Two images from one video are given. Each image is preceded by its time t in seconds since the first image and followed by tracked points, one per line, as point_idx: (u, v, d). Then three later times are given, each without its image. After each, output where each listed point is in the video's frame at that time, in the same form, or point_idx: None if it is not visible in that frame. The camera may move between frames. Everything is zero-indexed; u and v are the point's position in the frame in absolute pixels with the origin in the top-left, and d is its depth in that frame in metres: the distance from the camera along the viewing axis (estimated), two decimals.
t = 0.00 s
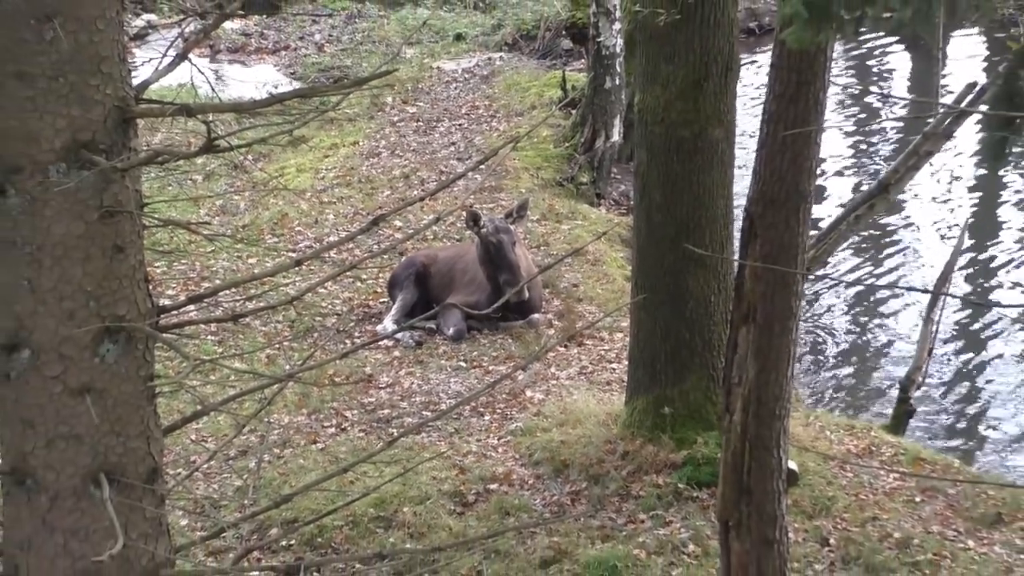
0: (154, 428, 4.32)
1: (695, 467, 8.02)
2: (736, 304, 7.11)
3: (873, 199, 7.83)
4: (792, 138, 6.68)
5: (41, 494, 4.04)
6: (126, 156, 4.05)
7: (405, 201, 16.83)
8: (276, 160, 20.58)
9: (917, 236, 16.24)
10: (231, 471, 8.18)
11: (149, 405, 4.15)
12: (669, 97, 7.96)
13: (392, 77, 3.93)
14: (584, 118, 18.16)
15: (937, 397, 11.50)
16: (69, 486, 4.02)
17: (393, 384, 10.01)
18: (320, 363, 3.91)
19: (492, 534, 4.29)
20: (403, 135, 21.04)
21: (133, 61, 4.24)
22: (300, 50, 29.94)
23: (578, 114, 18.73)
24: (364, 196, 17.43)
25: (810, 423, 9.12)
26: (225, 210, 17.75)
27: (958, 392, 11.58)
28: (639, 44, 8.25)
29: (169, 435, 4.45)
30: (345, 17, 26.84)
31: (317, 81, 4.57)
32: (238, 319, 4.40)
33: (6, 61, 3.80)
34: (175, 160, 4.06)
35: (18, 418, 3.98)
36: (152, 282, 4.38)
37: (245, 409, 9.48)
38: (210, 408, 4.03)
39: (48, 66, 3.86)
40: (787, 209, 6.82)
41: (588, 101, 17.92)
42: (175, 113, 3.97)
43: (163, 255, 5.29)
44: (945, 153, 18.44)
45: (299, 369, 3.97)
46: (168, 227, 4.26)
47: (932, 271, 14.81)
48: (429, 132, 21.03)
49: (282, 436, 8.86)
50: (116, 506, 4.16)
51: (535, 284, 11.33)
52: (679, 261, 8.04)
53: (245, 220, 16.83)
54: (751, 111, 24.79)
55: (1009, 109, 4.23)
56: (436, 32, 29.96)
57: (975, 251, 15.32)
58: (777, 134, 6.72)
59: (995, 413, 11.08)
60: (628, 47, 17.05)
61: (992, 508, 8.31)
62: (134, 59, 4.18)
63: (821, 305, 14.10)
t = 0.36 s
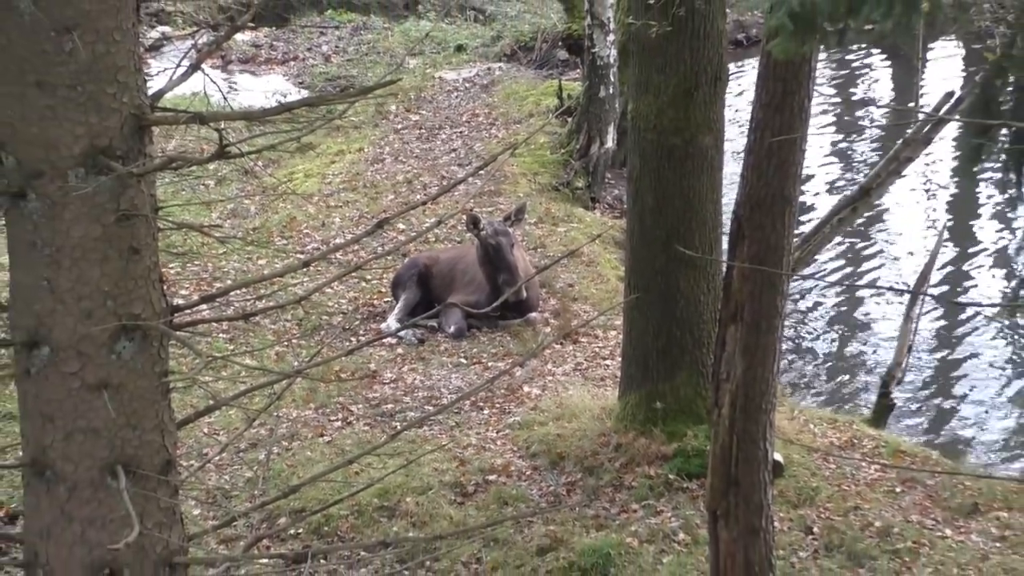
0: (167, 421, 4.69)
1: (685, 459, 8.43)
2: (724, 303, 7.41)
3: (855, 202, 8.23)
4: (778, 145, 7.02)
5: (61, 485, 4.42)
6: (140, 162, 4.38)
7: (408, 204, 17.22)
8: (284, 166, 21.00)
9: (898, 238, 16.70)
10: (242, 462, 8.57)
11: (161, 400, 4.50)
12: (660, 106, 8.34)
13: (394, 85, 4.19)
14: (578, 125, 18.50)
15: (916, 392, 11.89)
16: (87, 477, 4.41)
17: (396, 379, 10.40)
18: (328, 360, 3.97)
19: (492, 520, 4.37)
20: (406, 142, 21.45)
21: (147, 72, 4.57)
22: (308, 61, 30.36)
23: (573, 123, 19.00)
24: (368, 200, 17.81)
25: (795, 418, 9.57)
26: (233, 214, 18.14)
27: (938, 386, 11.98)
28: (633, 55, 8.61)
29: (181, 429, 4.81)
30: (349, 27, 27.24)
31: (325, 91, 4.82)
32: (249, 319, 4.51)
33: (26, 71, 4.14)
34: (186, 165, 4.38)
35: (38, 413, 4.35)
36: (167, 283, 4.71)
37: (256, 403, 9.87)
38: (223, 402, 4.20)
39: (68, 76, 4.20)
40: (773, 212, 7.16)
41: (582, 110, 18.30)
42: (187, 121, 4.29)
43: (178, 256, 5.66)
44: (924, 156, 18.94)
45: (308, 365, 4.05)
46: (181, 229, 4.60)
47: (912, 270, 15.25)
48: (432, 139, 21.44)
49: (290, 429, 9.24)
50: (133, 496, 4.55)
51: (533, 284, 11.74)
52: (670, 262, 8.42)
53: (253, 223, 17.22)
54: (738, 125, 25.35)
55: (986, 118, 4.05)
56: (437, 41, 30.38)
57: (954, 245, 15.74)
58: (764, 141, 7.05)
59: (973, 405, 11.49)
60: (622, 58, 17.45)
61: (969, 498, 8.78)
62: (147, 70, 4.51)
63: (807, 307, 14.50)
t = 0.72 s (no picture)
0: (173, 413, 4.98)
1: (668, 450, 8.87)
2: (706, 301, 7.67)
3: (831, 205, 8.64)
4: (757, 149, 7.33)
5: (72, 475, 4.72)
6: (148, 166, 4.67)
7: (404, 207, 17.63)
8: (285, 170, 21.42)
9: (871, 241, 17.19)
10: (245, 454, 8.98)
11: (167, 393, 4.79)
12: (644, 113, 8.73)
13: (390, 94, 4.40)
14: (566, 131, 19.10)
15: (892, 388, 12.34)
16: (97, 469, 4.70)
17: (393, 374, 10.80)
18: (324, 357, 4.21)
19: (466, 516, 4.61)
20: (402, 147, 21.87)
21: (154, 79, 4.86)
22: (307, 69, 30.77)
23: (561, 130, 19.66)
24: (366, 202, 18.22)
25: (772, 411, 10.05)
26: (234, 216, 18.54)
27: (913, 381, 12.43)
28: (619, 64, 9.00)
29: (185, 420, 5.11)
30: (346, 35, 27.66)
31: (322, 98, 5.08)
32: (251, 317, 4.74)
33: (40, 79, 4.46)
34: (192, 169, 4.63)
35: (50, 407, 4.64)
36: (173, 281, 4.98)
37: (258, 397, 10.27)
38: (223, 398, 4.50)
39: (79, 84, 4.50)
40: (753, 214, 7.45)
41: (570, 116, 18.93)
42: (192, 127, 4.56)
43: (182, 256, 6.01)
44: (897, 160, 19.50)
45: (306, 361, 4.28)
46: (186, 231, 4.89)
47: (885, 271, 15.75)
48: (427, 144, 21.86)
49: (291, 421, 9.65)
50: (141, 486, 4.85)
51: (523, 283, 12.18)
52: (654, 262, 8.82)
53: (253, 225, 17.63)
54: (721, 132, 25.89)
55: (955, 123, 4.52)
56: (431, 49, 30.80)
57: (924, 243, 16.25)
58: (744, 146, 7.38)
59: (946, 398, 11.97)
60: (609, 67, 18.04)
61: (939, 487, 9.28)
62: (154, 77, 4.80)
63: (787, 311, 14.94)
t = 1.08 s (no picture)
0: (183, 405, 5.03)
1: (655, 440, 9.32)
2: (691, 298, 7.84)
3: (811, 207, 9.06)
4: (740, 153, 7.53)
5: (84, 465, 4.78)
6: (158, 169, 4.69)
7: (402, 208, 18.06)
8: (288, 174, 21.83)
9: (854, 241, 17.73)
10: (252, 444, 9.40)
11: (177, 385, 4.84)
12: (632, 120, 9.15)
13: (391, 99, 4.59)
14: (557, 135, 19.64)
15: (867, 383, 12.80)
16: (110, 457, 4.76)
17: (392, 367, 11.22)
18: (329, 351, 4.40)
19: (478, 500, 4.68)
20: (400, 150, 22.31)
21: (167, 88, 4.88)
22: (311, 77, 31.22)
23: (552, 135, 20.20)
24: (366, 204, 18.64)
25: (754, 404, 10.53)
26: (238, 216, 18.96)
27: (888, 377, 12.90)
28: (608, 72, 9.42)
29: (195, 409, 5.14)
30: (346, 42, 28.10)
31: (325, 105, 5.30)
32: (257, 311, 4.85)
33: (54, 87, 4.50)
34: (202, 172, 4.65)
35: (64, 398, 4.70)
36: (182, 280, 5.03)
37: (263, 389, 10.69)
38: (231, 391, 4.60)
39: (91, 91, 4.52)
40: (736, 215, 7.64)
41: (561, 122, 19.48)
42: (201, 132, 4.57)
43: (190, 256, 6.39)
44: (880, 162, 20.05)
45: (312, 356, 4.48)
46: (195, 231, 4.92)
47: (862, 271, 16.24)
48: (425, 147, 22.30)
49: (295, 413, 10.07)
50: (153, 475, 4.89)
51: (517, 281, 12.60)
52: (642, 261, 9.26)
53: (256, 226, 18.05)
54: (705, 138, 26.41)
55: (930, 128, 5.00)
56: (427, 57, 31.17)
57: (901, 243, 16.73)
58: (728, 149, 7.57)
59: (919, 393, 12.46)
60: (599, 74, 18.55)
61: (914, 476, 9.77)
62: (165, 85, 4.81)
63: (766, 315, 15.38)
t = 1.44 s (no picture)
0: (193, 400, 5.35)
1: (646, 432, 9.76)
2: (680, 295, 8.05)
3: (794, 209, 9.48)
4: (728, 156, 7.74)
5: (100, 456, 5.10)
6: (170, 172, 5.05)
7: (405, 211, 18.49)
8: (294, 178, 22.27)
9: (841, 243, 18.24)
10: (261, 436, 9.82)
11: (188, 381, 5.18)
12: (624, 126, 9.57)
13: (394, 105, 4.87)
14: (552, 140, 20.09)
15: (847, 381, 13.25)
16: (125, 449, 5.07)
17: (394, 362, 11.65)
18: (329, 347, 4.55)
19: (463, 495, 4.79)
20: (403, 155, 22.75)
21: (176, 94, 5.24)
22: (315, 84, 31.65)
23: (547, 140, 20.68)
24: (369, 206, 19.07)
25: (742, 397, 11.01)
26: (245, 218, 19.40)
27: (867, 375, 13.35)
28: (601, 79, 9.84)
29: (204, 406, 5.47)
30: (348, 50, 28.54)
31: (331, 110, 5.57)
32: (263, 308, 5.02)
33: (71, 94, 4.84)
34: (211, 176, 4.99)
35: (81, 393, 5.02)
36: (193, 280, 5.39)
37: (271, 382, 11.11)
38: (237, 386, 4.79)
39: (106, 98, 4.87)
40: (723, 216, 7.86)
41: (556, 127, 19.93)
42: (212, 137, 4.95)
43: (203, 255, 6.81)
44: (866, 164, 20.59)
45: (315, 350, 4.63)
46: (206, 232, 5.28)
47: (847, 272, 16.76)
48: (427, 151, 22.73)
49: (302, 406, 10.50)
50: (165, 465, 5.20)
51: (513, 280, 13.02)
52: (634, 261, 9.70)
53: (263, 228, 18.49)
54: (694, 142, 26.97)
55: (909, 134, 5.17)
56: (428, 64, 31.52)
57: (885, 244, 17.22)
58: (717, 152, 7.77)
59: (902, 392, 12.82)
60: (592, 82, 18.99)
61: (894, 466, 10.24)
62: (176, 92, 5.17)
63: (755, 316, 15.81)
